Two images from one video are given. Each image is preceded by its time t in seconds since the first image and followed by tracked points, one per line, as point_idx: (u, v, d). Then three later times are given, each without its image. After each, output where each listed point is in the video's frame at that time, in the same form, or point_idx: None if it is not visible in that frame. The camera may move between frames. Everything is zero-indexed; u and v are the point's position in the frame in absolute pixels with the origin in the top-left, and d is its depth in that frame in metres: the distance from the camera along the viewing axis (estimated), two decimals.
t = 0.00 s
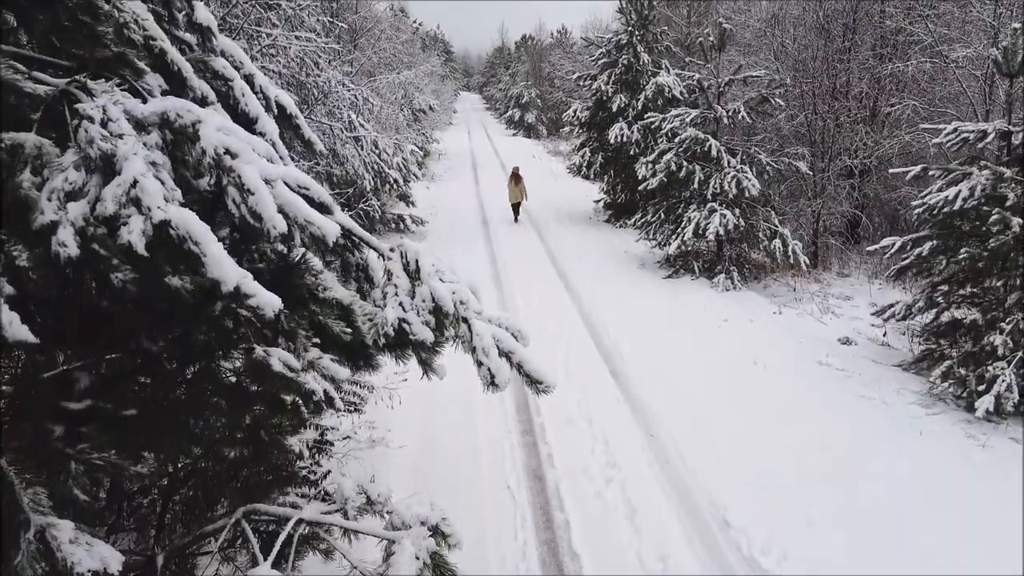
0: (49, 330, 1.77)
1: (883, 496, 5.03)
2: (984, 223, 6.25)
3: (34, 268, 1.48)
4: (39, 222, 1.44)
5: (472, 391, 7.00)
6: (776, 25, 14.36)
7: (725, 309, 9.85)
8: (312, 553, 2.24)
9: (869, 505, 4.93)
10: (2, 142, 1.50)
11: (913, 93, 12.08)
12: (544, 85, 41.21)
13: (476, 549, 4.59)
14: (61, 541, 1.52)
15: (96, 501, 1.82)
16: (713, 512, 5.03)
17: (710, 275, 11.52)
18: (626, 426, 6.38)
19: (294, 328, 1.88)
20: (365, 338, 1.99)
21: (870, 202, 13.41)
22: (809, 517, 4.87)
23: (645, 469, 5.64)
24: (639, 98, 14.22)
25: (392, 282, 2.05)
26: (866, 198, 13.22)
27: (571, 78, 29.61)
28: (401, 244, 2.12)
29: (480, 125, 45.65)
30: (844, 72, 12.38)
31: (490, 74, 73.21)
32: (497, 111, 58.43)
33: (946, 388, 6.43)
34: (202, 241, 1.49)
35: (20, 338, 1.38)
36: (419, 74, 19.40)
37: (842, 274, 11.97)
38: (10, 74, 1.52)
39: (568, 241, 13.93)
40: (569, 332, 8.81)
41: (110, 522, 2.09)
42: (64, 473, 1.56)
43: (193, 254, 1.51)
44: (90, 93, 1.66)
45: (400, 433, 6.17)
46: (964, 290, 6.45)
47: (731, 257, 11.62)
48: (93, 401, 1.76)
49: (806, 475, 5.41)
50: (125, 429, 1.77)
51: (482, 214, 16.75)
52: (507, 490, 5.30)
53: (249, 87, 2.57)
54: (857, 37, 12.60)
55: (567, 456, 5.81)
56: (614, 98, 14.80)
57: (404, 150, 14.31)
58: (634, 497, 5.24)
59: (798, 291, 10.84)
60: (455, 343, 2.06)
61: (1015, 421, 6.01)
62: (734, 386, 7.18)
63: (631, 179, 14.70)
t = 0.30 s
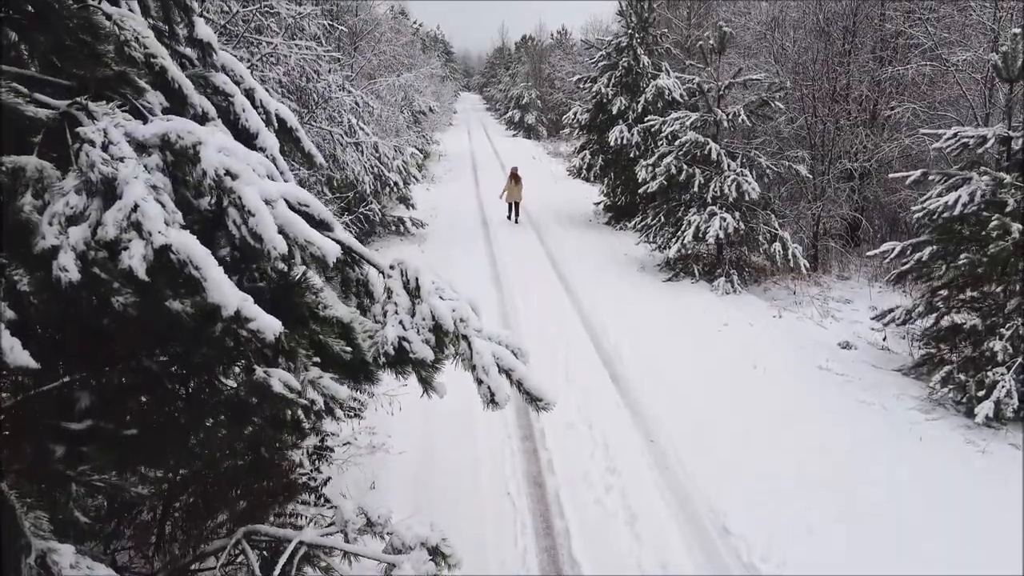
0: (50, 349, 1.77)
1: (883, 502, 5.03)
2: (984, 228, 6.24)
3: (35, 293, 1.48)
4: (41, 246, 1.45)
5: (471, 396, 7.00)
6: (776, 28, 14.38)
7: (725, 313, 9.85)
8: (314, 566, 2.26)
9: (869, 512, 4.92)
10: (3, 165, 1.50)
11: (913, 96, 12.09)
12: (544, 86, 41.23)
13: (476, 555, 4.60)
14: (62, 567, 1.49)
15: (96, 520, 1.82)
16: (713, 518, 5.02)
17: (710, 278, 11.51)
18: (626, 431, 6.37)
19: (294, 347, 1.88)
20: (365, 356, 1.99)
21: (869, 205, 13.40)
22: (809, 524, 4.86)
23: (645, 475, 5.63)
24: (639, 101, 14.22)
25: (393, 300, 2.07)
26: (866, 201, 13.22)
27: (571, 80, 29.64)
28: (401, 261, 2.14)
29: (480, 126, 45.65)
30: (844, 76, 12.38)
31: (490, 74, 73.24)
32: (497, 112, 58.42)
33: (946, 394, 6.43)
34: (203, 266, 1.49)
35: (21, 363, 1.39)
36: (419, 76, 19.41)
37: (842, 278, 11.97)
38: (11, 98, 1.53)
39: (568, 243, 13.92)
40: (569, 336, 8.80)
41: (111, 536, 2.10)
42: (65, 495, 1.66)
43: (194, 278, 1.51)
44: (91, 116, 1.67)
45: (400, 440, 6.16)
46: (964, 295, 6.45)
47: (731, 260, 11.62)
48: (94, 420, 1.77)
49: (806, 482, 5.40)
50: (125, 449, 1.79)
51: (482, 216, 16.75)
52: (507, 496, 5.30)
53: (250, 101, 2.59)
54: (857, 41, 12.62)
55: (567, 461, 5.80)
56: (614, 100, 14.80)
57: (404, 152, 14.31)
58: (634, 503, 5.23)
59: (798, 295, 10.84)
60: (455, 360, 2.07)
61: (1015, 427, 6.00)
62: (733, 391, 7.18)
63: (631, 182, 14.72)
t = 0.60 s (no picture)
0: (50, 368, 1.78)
1: (883, 508, 5.02)
2: (984, 233, 6.24)
3: (36, 313, 1.48)
4: (41, 268, 1.45)
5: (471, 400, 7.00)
6: (776, 31, 14.38)
7: (725, 316, 9.84)
8: None
9: (869, 518, 4.91)
10: (4, 186, 1.51)
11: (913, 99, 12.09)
12: (544, 87, 41.23)
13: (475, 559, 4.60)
14: None
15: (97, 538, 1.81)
16: (713, 525, 5.01)
17: (710, 281, 11.51)
18: (626, 436, 6.36)
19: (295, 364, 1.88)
20: (365, 371, 2.00)
21: (870, 208, 13.41)
22: (808, 530, 4.85)
23: (646, 481, 5.61)
24: (640, 103, 14.21)
25: (393, 316, 2.09)
26: (866, 204, 13.23)
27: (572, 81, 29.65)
28: (401, 277, 2.16)
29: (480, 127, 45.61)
30: (844, 78, 12.37)
31: (490, 75, 73.22)
32: (497, 112, 58.41)
33: (947, 398, 6.42)
34: (204, 288, 1.50)
35: (23, 386, 1.39)
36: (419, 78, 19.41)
37: (842, 280, 11.98)
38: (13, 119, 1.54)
39: (568, 245, 13.92)
40: (569, 339, 8.79)
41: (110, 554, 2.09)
42: (66, 513, 1.60)
43: (194, 299, 1.52)
44: (93, 135, 1.68)
45: (400, 445, 6.18)
46: (964, 299, 6.46)
47: (731, 263, 11.62)
48: (94, 438, 1.78)
49: (806, 488, 5.38)
50: (126, 466, 1.81)
51: (482, 217, 16.75)
52: (507, 502, 5.28)
53: (250, 114, 2.59)
54: (857, 43, 12.62)
55: (567, 466, 5.79)
56: (614, 103, 14.80)
57: (404, 154, 14.32)
58: (634, 509, 5.22)
59: (798, 298, 10.84)
60: (455, 376, 2.08)
61: (1016, 432, 5.98)
62: (734, 395, 7.17)
63: (631, 184, 14.77)
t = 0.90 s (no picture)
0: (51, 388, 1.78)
1: (883, 515, 5.01)
2: (984, 238, 6.24)
3: (36, 338, 1.49)
4: (42, 294, 1.46)
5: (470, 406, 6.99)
6: (776, 34, 14.38)
7: (725, 320, 9.83)
8: None
9: (870, 526, 4.90)
10: (5, 211, 1.51)
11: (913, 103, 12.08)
12: (544, 88, 41.23)
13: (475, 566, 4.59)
14: None
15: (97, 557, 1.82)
16: (713, 532, 5.00)
17: (710, 284, 11.51)
18: (626, 442, 6.35)
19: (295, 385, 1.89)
20: (365, 390, 2.01)
21: (870, 210, 13.41)
22: (808, 538, 4.84)
23: (646, 488, 5.60)
24: (640, 106, 14.20)
25: (394, 335, 2.10)
26: (866, 207, 13.23)
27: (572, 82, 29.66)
28: (402, 295, 2.18)
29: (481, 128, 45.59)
30: (844, 82, 12.37)
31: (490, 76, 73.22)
32: (497, 113, 58.41)
33: (947, 404, 6.41)
34: (204, 313, 1.50)
35: (23, 414, 1.40)
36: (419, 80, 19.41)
37: (842, 283, 11.98)
38: (15, 143, 1.55)
39: (568, 247, 13.92)
40: (569, 343, 8.78)
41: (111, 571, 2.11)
42: (66, 537, 1.62)
43: (194, 324, 1.52)
44: (94, 158, 1.69)
45: (401, 451, 6.18)
46: (964, 303, 6.48)
47: (730, 266, 11.63)
48: (95, 459, 1.79)
49: (807, 495, 5.37)
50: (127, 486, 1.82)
51: (482, 219, 16.75)
52: (507, 509, 5.27)
53: (251, 129, 2.59)
54: (858, 46, 12.62)
55: (567, 473, 5.79)
56: (614, 105, 14.80)
57: (404, 157, 14.33)
58: (634, 516, 5.21)
59: (798, 301, 10.83)
60: (455, 394, 2.08)
61: (1017, 437, 5.91)
62: (733, 401, 7.15)
63: (631, 187, 14.84)
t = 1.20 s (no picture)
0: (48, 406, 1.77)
1: (883, 521, 5.00)
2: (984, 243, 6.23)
3: (36, 360, 1.49)
4: (43, 316, 1.46)
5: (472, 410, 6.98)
6: (775, 36, 14.37)
7: (725, 323, 9.82)
8: None
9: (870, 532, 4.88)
10: (4, 233, 1.50)
11: (912, 106, 12.08)
12: (544, 88, 41.23)
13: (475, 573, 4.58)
14: None
15: None
16: (713, 539, 4.99)
17: (710, 287, 11.51)
18: (626, 447, 6.34)
19: (295, 403, 1.89)
20: (365, 407, 2.01)
21: (870, 213, 13.41)
22: (807, 544, 4.83)
23: (646, 494, 5.60)
24: (639, 109, 14.19)
25: (394, 351, 2.12)
26: (867, 209, 13.22)
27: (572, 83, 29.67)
28: (401, 312, 2.20)
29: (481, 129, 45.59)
30: (844, 84, 12.36)
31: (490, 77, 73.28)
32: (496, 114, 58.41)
33: (947, 408, 6.40)
34: (204, 336, 1.50)
35: (23, 438, 1.40)
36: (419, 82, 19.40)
37: (842, 286, 11.97)
38: (14, 165, 1.55)
39: (568, 250, 13.91)
40: (569, 346, 8.77)
41: None
42: (66, 557, 1.63)
43: (194, 346, 1.52)
44: (93, 178, 1.69)
45: (401, 456, 6.18)
46: (964, 307, 6.48)
47: (730, 269, 11.62)
48: (95, 478, 1.79)
49: (807, 502, 5.35)
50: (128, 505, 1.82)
51: (482, 220, 16.76)
52: (507, 515, 5.25)
53: (250, 141, 2.59)
54: (858, 48, 12.60)
55: (567, 479, 5.78)
56: (614, 108, 14.80)
57: (404, 160, 14.32)
58: (634, 522, 5.20)
59: (797, 304, 10.83)
60: (455, 410, 2.09)
61: (1016, 443, 5.93)
62: (734, 405, 7.14)
63: (631, 188, 14.86)
